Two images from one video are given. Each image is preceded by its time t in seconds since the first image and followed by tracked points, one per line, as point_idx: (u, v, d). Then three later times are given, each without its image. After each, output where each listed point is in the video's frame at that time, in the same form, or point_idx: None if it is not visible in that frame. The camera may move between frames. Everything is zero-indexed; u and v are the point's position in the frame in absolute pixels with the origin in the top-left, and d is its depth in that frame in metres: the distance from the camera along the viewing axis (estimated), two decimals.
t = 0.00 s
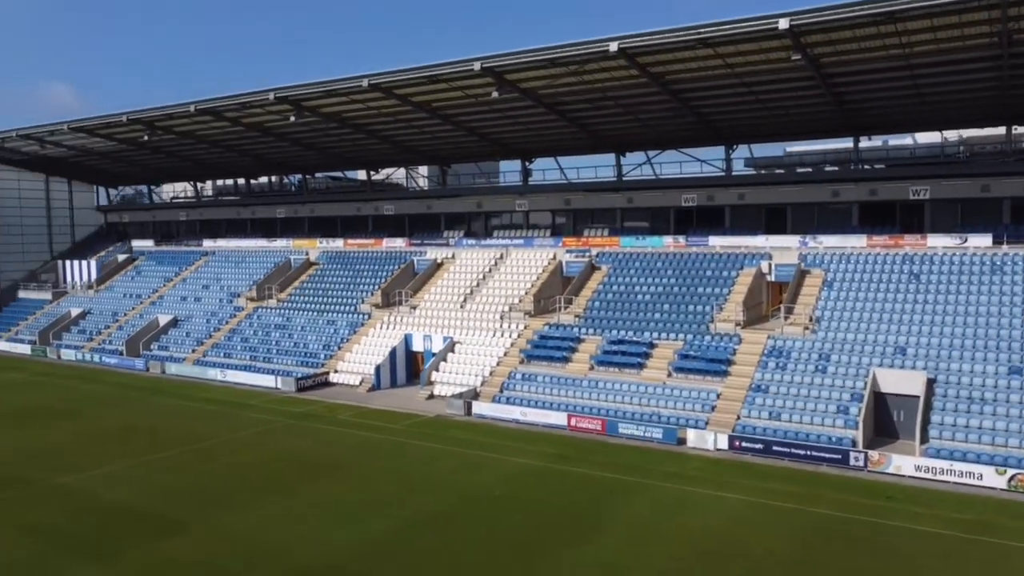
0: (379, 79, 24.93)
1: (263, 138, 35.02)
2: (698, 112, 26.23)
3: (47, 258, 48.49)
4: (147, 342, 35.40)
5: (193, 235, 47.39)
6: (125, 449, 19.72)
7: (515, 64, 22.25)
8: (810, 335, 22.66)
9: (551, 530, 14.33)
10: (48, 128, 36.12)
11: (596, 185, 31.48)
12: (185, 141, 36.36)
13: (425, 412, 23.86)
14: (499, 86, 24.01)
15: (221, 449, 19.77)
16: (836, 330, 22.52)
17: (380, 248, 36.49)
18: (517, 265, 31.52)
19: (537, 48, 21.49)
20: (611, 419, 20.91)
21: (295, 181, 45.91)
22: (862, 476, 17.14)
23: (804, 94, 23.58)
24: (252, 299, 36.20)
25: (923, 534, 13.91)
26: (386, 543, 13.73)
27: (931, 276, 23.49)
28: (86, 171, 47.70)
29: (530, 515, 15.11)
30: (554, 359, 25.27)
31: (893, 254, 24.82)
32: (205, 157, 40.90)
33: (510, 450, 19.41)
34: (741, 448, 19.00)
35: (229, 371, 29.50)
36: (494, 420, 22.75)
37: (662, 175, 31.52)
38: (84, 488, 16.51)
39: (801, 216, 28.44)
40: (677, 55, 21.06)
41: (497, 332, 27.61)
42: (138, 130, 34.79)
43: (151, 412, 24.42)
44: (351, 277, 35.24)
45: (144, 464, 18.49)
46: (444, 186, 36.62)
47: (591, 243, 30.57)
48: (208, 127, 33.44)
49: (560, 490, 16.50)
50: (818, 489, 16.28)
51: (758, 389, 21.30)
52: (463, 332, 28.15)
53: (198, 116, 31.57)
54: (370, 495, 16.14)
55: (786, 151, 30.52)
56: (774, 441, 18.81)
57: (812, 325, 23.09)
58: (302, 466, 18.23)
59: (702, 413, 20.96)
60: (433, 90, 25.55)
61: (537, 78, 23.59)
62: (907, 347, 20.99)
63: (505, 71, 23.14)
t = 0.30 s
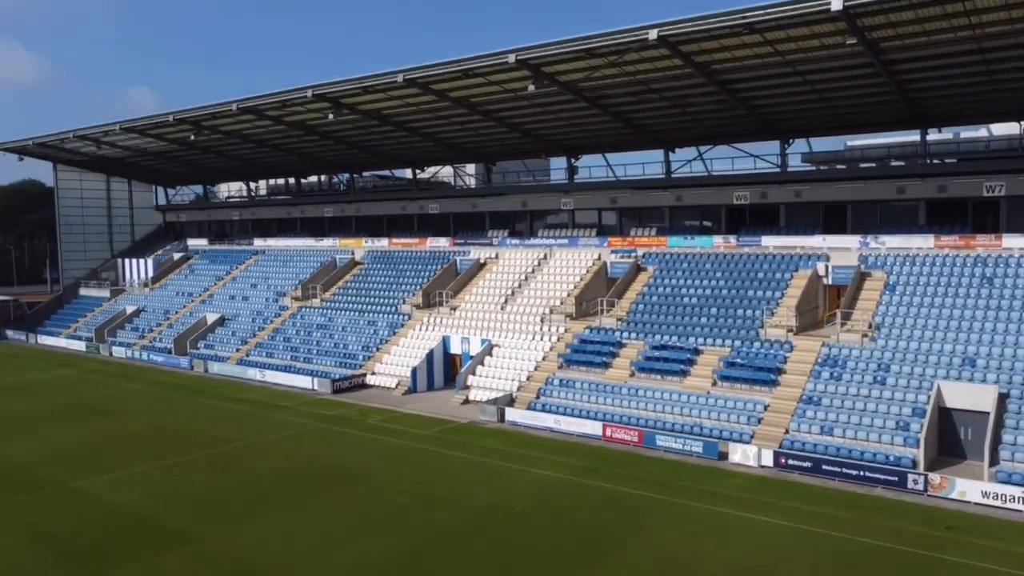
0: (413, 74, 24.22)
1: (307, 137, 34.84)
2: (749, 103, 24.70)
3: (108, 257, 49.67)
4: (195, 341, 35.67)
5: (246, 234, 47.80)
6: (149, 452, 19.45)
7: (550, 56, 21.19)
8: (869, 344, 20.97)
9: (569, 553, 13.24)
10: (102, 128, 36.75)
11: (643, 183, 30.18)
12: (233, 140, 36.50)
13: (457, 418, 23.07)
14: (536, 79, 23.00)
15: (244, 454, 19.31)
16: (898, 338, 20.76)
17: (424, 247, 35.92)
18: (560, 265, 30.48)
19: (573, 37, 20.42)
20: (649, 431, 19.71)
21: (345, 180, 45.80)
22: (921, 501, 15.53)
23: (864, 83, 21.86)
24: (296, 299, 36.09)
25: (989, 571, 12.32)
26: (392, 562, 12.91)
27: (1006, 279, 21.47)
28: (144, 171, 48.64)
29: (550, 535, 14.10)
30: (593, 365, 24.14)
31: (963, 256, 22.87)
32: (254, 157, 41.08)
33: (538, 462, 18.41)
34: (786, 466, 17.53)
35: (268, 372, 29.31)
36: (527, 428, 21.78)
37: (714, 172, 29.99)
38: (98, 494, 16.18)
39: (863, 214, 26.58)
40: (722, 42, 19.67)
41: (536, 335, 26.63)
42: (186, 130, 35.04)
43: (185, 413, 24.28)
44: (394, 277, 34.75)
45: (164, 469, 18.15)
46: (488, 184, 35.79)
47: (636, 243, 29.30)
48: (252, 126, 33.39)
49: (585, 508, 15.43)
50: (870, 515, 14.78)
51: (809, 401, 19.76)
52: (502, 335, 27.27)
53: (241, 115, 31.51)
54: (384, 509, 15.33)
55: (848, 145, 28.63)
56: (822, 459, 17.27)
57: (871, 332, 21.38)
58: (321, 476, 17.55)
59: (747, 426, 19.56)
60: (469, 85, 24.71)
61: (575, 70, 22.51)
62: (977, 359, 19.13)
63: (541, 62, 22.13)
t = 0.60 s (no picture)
0: (452, 67, 23.27)
1: (357, 136, 34.41)
2: (812, 94, 22.81)
3: (174, 256, 50.70)
4: (246, 341, 35.76)
5: (304, 234, 47.97)
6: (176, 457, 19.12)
7: (590, 44, 19.89)
8: (943, 357, 18.93)
9: None
10: (160, 129, 37.22)
11: (699, 180, 28.51)
12: (286, 140, 36.40)
13: (494, 427, 22.03)
14: (579, 70, 21.74)
15: (268, 462, 18.75)
16: (976, 351, 18.66)
17: (475, 247, 35.05)
18: (610, 266, 29.11)
19: (615, 23, 19.07)
20: (693, 447, 18.25)
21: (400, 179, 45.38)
22: (997, 539, 13.61)
23: (942, 68, 19.76)
24: (346, 299, 35.74)
25: None
26: None
27: None
28: (208, 171, 49.40)
29: (568, 563, 12.90)
30: (639, 375, 22.74)
31: None
32: (309, 156, 41.00)
33: (568, 479, 17.19)
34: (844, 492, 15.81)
35: (311, 373, 28.95)
36: (565, 440, 20.56)
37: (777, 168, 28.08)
38: (112, 501, 15.84)
39: (941, 213, 24.32)
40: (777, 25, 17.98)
41: (582, 340, 25.36)
42: (238, 130, 35.11)
43: (223, 415, 24.02)
44: (443, 278, 33.99)
45: (185, 477, 17.73)
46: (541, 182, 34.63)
47: (692, 243, 27.69)
48: (301, 124, 33.14)
49: (611, 534, 14.15)
50: (935, 555, 12.99)
51: (872, 419, 17.92)
52: (546, 340, 26.11)
53: (289, 114, 31.25)
54: (395, 530, 14.42)
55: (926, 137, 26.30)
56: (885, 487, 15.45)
57: (946, 344, 19.32)
58: (340, 490, 16.78)
59: (802, 445, 17.88)
60: (511, 78, 23.62)
61: (620, 59, 21.16)
62: None
63: (584, 52, 20.85)
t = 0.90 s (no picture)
0: (487, 61, 22.34)
1: (401, 134, 33.86)
2: (873, 83, 21.06)
3: (229, 255, 51.32)
4: (291, 341, 35.69)
5: (354, 233, 47.88)
6: (198, 461, 18.78)
7: (629, 34, 18.68)
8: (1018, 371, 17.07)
9: None
10: (209, 130, 37.45)
11: (753, 177, 26.95)
12: (331, 139, 36.13)
13: (526, 437, 21.04)
14: (618, 61, 20.57)
15: (288, 469, 18.14)
16: None
17: (519, 248, 34.13)
18: (657, 268, 27.78)
19: (652, 10, 17.83)
20: (734, 465, 16.91)
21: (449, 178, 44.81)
22: None
23: (1020, 53, 17.85)
24: (390, 300, 35.29)
25: None
26: None
27: None
28: (262, 171, 49.82)
29: None
30: (682, 385, 21.41)
31: None
32: (356, 155, 40.73)
33: (596, 498, 16.06)
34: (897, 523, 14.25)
35: (348, 376, 28.49)
36: (599, 453, 19.40)
37: (837, 164, 26.30)
38: (125, 507, 15.51)
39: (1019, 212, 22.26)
40: (830, 7, 16.44)
41: (624, 346, 24.13)
42: (283, 129, 35.01)
43: (254, 417, 23.68)
44: (486, 279, 33.19)
45: (200, 481, 17.21)
46: (588, 180, 33.46)
47: (743, 245, 26.19)
48: (344, 123, 32.77)
49: (636, 562, 12.99)
50: None
51: (935, 439, 16.22)
52: (586, 345, 24.96)
53: (330, 113, 30.88)
54: (404, 548, 13.63)
55: (1004, 130, 24.15)
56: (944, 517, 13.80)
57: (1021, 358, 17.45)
58: (356, 501, 16.08)
59: (854, 466, 16.34)
60: (549, 70, 22.54)
61: (661, 48, 19.89)
62: None
63: (622, 42, 19.67)
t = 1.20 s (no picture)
0: (522, 53, 21.34)
1: (444, 132, 33.18)
2: (940, 70, 19.27)
3: (282, 255, 51.68)
4: (334, 342, 35.41)
5: (403, 233, 47.53)
6: (219, 464, 18.36)
7: (668, 20, 17.42)
8: None
9: None
10: (256, 130, 37.50)
11: (809, 174, 25.25)
12: (376, 138, 35.71)
13: (559, 448, 19.97)
14: (658, 51, 19.31)
15: (307, 477, 17.52)
16: None
17: (565, 249, 32.94)
18: (705, 270, 26.33)
19: None
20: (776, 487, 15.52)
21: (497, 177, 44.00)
22: None
23: None
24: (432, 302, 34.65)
25: None
26: None
27: None
28: (313, 172, 49.95)
29: None
30: (727, 396, 20.01)
31: None
32: (402, 153, 40.28)
33: (623, 519, 14.91)
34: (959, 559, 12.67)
35: (385, 379, 27.90)
36: (633, 467, 18.21)
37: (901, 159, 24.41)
38: (135, 515, 15.13)
39: None
40: None
41: (667, 353, 22.82)
42: (327, 128, 34.75)
43: (285, 420, 23.26)
44: (530, 280, 32.20)
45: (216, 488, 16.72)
46: (636, 178, 32.14)
47: (798, 245, 24.50)
48: (386, 121, 32.25)
49: None
50: None
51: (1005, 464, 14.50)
52: (627, 351, 23.74)
53: (370, 111, 30.37)
54: (409, 570, 12.78)
55: None
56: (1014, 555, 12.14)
57: None
58: (369, 514, 15.37)
59: (913, 492, 14.75)
60: (587, 62, 21.42)
61: (704, 36, 18.57)
62: None
63: (662, 29, 18.40)
